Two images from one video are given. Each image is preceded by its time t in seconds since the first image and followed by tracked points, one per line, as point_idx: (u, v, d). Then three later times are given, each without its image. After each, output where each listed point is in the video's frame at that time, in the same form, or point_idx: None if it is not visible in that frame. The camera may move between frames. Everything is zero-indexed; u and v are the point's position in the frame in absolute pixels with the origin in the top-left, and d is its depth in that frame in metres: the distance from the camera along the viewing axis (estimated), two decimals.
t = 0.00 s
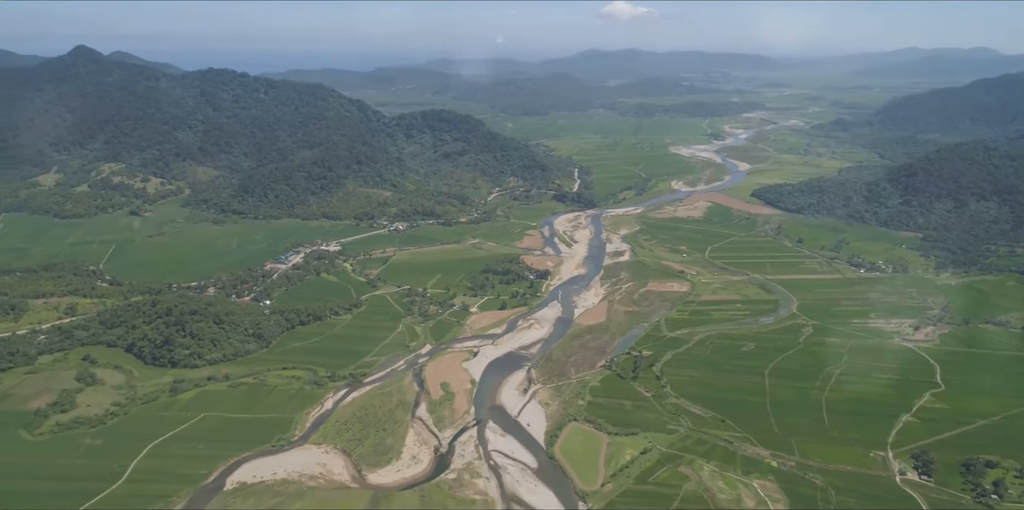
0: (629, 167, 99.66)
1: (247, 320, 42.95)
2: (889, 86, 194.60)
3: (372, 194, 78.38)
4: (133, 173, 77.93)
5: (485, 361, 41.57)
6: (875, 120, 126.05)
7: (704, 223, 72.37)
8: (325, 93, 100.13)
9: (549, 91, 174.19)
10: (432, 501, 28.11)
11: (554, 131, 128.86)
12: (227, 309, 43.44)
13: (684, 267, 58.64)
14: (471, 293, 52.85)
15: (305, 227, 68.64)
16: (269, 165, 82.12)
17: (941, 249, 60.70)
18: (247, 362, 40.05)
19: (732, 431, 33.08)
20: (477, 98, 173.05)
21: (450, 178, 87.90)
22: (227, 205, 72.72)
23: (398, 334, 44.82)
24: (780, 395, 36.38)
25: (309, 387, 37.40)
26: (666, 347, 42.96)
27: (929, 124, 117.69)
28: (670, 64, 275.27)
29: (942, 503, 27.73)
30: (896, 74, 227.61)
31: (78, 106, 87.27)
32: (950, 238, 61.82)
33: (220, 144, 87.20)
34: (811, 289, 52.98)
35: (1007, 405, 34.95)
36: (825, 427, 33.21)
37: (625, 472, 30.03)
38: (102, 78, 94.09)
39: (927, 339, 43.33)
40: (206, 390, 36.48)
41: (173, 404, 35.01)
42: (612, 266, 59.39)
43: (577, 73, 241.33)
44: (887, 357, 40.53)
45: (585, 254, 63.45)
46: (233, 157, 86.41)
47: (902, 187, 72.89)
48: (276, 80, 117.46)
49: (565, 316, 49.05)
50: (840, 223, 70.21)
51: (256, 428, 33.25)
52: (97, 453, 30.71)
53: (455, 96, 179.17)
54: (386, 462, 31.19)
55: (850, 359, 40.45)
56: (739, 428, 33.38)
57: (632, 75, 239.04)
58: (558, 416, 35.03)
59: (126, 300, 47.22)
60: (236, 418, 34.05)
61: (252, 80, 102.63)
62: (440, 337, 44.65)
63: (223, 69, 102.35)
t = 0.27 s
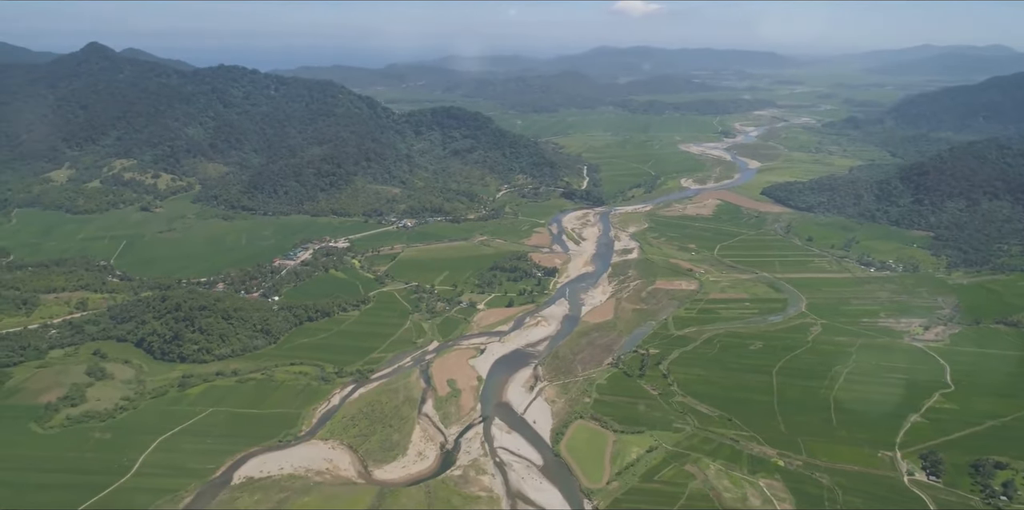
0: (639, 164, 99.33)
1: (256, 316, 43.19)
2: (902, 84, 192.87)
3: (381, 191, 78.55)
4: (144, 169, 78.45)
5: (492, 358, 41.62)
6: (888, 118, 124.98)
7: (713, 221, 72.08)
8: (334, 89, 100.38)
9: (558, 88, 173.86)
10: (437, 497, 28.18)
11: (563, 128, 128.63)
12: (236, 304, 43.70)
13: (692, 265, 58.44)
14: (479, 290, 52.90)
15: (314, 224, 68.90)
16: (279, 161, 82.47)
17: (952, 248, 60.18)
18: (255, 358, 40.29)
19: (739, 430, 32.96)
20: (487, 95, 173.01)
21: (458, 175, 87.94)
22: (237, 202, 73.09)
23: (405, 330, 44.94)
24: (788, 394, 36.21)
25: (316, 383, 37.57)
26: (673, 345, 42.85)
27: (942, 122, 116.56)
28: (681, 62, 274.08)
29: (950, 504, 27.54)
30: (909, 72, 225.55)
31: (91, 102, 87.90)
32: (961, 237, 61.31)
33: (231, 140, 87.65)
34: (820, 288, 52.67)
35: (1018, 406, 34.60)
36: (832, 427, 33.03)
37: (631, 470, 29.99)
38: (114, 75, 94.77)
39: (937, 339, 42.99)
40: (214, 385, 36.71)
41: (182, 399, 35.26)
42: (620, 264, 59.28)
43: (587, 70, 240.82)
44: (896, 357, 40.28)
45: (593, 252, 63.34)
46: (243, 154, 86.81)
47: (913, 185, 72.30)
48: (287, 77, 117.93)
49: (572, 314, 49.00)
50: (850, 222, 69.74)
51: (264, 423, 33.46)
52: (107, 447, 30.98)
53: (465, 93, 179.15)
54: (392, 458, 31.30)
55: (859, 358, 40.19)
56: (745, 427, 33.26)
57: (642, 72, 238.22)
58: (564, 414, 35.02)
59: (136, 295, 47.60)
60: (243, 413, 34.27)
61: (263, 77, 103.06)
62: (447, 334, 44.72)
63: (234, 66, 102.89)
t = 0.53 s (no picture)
0: (648, 162, 98.98)
1: (264, 312, 43.43)
2: (916, 81, 191.03)
3: (390, 187, 78.70)
4: (155, 165, 78.97)
5: (498, 355, 41.66)
6: (901, 116, 123.86)
7: (723, 219, 71.75)
8: (344, 86, 100.54)
9: (568, 85, 173.48)
10: (442, 493, 28.25)
11: (572, 125, 128.35)
12: (245, 300, 43.95)
13: (700, 263, 58.21)
14: (487, 287, 52.91)
15: (323, 220, 69.15)
16: (289, 158, 82.83)
17: (964, 247, 59.63)
18: (263, 353, 40.51)
19: (746, 429, 32.84)
20: (496, 92, 172.88)
21: (467, 172, 87.94)
22: (246, 198, 73.49)
23: (413, 327, 45.05)
24: (795, 393, 36.02)
25: (323, 378, 37.75)
26: (680, 343, 42.71)
27: (955, 120, 115.38)
28: (692, 59, 272.77)
29: (958, 506, 27.32)
30: (923, 69, 223.52)
31: (103, 98, 88.51)
32: (973, 236, 60.76)
33: (241, 137, 88.07)
34: (830, 287, 52.33)
35: None
36: (840, 427, 32.82)
37: (636, 468, 29.96)
38: (126, 71, 95.35)
39: (947, 339, 42.63)
40: (223, 380, 36.94)
41: (190, 393, 35.52)
42: (629, 262, 59.14)
43: (598, 67, 240.12)
44: (906, 357, 40.00)
45: (601, 249, 63.21)
46: (253, 150, 87.20)
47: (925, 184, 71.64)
48: (297, 74, 118.34)
49: (580, 311, 48.95)
50: (861, 220, 69.25)
51: (271, 418, 33.66)
52: (116, 440, 31.26)
53: (475, 90, 179.12)
54: (398, 454, 31.41)
55: (868, 358, 39.93)
56: (752, 425, 33.13)
57: (653, 69, 237.20)
58: (570, 411, 35.01)
59: (146, 290, 47.94)
60: (250, 408, 34.46)
61: (273, 74, 103.49)
62: (454, 331, 44.80)
63: (245, 62, 103.41)
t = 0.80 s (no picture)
0: (658, 159, 98.65)
1: (273, 307, 43.70)
2: (930, 79, 189.15)
3: (400, 184, 78.85)
4: (166, 162, 79.55)
5: (506, 352, 41.72)
6: (915, 114, 122.63)
7: (733, 217, 71.42)
8: (355, 83, 100.62)
9: (579, 83, 173.13)
10: (448, 489, 28.34)
11: (582, 123, 128.06)
12: (254, 296, 44.22)
13: (710, 262, 57.99)
14: (495, 284, 52.98)
15: (332, 217, 69.44)
16: (300, 155, 83.17)
17: (977, 246, 59.02)
18: (272, 349, 40.76)
19: (753, 428, 32.73)
20: (507, 89, 172.81)
21: (477, 169, 87.98)
22: (257, 195, 73.93)
23: (421, 324, 45.18)
24: (803, 392, 35.85)
25: (331, 374, 37.96)
26: (688, 341, 42.59)
27: (970, 118, 114.13)
28: (704, 56, 271.33)
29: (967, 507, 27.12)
30: (938, 67, 221.21)
31: (115, 95, 89.21)
32: (986, 234, 60.14)
33: (252, 134, 88.53)
34: (840, 286, 52.00)
35: None
36: (848, 427, 32.64)
37: (642, 466, 29.93)
38: (139, 68, 96.04)
39: (958, 339, 42.27)
40: (232, 376, 37.22)
41: (200, 388, 35.83)
42: (637, 259, 59.01)
43: (609, 64, 239.40)
44: (915, 357, 39.70)
45: (610, 247, 63.07)
46: (264, 147, 87.64)
47: (938, 182, 70.88)
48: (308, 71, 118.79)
49: (588, 309, 48.91)
50: (873, 219, 68.71)
51: (279, 413, 33.88)
52: (126, 434, 31.57)
53: (486, 87, 179.09)
54: (404, 450, 31.53)
55: (877, 357, 39.66)
56: (760, 424, 33.01)
57: (665, 67, 236.15)
58: (577, 408, 35.02)
59: (157, 286, 48.33)
60: (258, 403, 34.70)
61: (284, 71, 103.90)
62: (462, 328, 44.89)
63: (256, 60, 103.99)
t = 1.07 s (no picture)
0: (668, 157, 98.24)
1: (281, 303, 43.91)
2: (944, 77, 187.26)
3: (409, 181, 78.96)
4: (177, 158, 80.03)
5: (512, 350, 41.72)
6: (928, 111, 121.45)
7: (742, 215, 71.05)
8: (364, 80, 100.52)
9: (589, 79, 172.67)
10: (453, 486, 28.39)
11: (592, 120, 127.71)
12: (262, 292, 44.47)
13: (718, 260, 57.74)
14: (502, 282, 52.99)
15: (341, 213, 69.65)
16: (309, 151, 83.44)
17: (989, 246, 58.45)
18: (280, 345, 40.98)
19: (760, 427, 32.60)
20: (517, 87, 172.57)
21: (485, 166, 87.94)
22: (267, 191, 74.26)
23: (428, 320, 45.26)
24: (811, 391, 35.66)
25: (338, 370, 38.10)
26: (696, 340, 42.44)
27: (984, 117, 112.93)
28: (715, 53, 269.84)
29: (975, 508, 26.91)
30: (952, 64, 218.92)
31: (127, 91, 89.78)
32: (999, 234, 59.53)
33: (262, 130, 88.90)
34: (850, 285, 51.65)
35: None
36: (856, 426, 32.44)
37: (648, 464, 29.89)
38: (150, 65, 96.58)
39: (969, 339, 41.89)
40: (239, 371, 37.43)
41: (208, 383, 36.07)
42: (645, 257, 58.85)
43: (619, 61, 238.54)
44: (925, 356, 39.41)
45: (618, 245, 62.92)
46: (274, 143, 87.98)
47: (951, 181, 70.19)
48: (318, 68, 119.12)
49: (595, 307, 48.81)
50: (884, 217, 68.18)
51: (287, 409, 34.06)
52: (135, 428, 31.84)
53: (495, 84, 178.98)
54: (410, 447, 31.63)
55: (887, 357, 39.39)
56: (767, 423, 32.88)
57: (675, 64, 235.11)
58: (583, 406, 34.99)
59: (167, 281, 48.66)
60: (266, 399, 34.89)
61: (294, 68, 104.22)
62: (469, 325, 44.93)
63: (266, 57, 104.39)
